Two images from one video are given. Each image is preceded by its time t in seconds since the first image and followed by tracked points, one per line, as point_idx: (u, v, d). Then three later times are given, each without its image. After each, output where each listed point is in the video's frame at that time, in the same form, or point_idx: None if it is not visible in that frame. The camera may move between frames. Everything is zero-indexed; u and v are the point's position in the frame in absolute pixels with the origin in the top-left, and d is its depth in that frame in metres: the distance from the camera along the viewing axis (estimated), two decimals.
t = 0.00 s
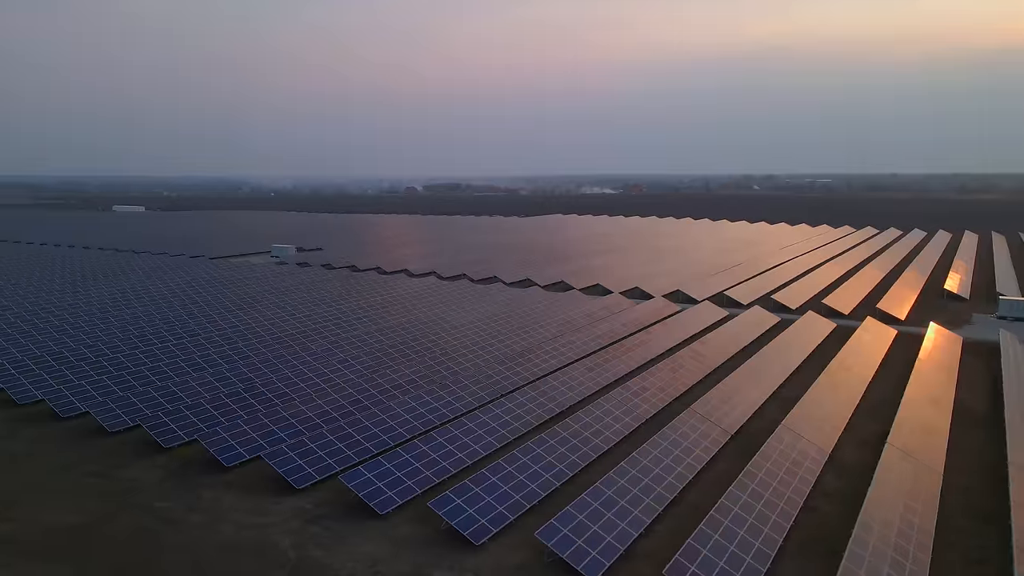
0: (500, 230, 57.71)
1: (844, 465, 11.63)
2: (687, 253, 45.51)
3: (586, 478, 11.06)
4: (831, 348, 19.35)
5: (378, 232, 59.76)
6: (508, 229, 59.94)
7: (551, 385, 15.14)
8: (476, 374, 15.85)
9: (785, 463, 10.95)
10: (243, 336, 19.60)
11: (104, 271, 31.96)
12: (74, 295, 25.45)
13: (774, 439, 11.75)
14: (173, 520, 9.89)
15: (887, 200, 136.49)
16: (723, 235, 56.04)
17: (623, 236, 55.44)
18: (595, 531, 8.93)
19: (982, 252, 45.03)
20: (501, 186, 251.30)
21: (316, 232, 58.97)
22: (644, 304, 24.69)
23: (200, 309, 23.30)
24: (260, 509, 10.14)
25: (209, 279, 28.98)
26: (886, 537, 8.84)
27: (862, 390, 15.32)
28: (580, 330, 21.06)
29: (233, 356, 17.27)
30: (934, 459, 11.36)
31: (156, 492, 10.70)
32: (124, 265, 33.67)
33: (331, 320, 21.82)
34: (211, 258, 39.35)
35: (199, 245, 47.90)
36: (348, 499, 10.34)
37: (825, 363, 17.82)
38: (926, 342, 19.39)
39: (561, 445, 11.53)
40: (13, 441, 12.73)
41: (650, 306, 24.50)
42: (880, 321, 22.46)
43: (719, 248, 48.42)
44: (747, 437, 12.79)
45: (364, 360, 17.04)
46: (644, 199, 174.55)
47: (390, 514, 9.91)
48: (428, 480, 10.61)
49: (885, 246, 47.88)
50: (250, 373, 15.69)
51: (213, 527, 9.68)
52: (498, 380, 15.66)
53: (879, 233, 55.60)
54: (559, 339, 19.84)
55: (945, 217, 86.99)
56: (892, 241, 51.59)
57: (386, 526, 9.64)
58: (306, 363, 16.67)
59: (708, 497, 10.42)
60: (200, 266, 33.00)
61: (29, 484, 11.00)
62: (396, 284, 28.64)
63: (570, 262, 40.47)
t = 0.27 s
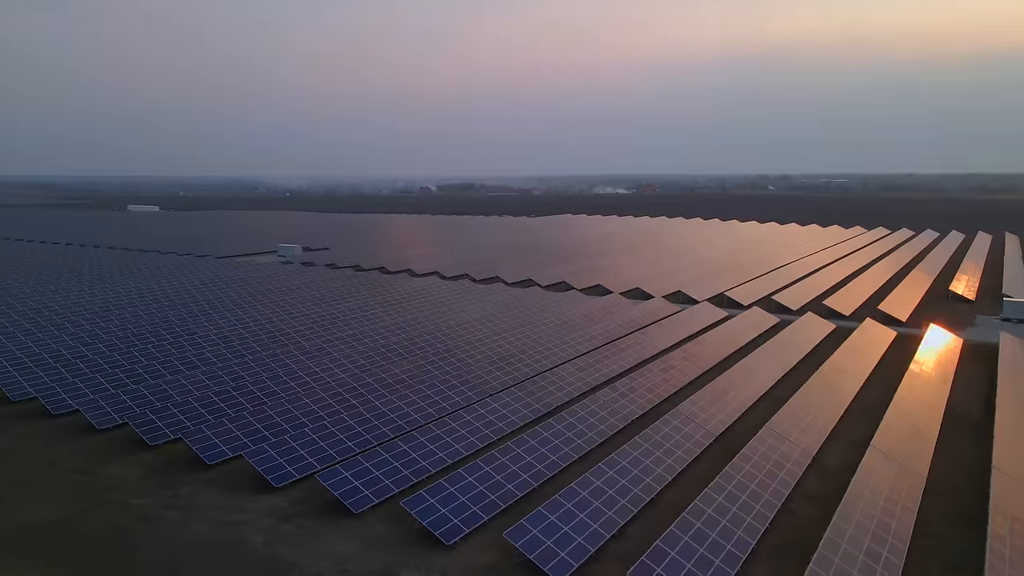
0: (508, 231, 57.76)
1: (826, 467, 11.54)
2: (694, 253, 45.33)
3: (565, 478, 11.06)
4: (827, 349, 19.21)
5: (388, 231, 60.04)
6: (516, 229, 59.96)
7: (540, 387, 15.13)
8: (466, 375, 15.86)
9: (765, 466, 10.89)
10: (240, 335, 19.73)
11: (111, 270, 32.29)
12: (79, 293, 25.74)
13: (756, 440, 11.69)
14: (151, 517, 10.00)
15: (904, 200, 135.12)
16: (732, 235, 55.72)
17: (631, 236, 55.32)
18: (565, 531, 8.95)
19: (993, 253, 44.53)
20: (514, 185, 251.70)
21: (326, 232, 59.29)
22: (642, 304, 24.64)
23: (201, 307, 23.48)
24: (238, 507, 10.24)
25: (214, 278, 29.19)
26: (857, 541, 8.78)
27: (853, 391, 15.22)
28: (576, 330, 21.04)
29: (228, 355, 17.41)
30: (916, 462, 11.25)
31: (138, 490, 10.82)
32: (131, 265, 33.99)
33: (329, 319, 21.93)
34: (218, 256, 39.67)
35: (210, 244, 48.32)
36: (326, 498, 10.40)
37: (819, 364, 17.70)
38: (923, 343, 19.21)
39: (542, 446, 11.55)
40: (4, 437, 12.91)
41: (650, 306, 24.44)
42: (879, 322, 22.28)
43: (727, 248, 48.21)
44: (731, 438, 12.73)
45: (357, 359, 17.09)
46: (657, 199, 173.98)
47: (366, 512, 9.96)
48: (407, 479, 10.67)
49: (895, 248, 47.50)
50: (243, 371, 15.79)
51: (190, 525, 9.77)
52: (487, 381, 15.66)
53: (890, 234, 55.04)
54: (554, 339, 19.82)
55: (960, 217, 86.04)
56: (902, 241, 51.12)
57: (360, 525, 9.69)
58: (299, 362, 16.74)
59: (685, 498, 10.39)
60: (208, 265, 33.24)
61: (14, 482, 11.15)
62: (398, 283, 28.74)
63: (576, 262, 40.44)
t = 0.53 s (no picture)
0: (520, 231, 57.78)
1: (813, 470, 11.42)
2: (705, 253, 45.05)
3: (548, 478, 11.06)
4: (829, 352, 19.00)
5: (401, 231, 60.26)
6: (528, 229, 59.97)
7: (532, 389, 15.12)
8: (461, 375, 15.89)
9: (750, 468, 10.81)
10: (242, 333, 19.89)
11: (123, 269, 32.69)
12: (89, 291, 26.09)
13: (742, 443, 11.59)
14: (136, 513, 10.11)
15: (926, 201, 133.35)
16: (745, 236, 55.31)
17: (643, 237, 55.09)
18: (541, 532, 8.94)
19: (1011, 255, 43.83)
20: (532, 185, 251.67)
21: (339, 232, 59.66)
22: (646, 304, 24.53)
23: (207, 305, 23.69)
24: (221, 504, 10.32)
25: (223, 276, 29.45)
26: (834, 545, 8.69)
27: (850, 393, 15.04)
28: (576, 330, 20.99)
29: (227, 354, 17.57)
30: (905, 466, 11.10)
31: (125, 486, 10.95)
32: (143, 264, 34.39)
33: (331, 318, 22.06)
34: (230, 255, 40.09)
35: (224, 244, 48.83)
36: (309, 496, 10.48)
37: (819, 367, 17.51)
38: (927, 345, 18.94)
39: (527, 448, 11.55)
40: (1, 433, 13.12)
41: (654, 307, 24.32)
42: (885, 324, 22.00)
43: (739, 249, 47.86)
44: (720, 441, 12.63)
45: (354, 358, 17.17)
46: (675, 199, 173.08)
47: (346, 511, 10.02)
48: (389, 478, 10.72)
49: (911, 249, 46.90)
50: (239, 369, 15.94)
51: (172, 521, 9.87)
52: (481, 381, 15.67)
53: (907, 235, 54.34)
54: (553, 339, 19.78)
55: (981, 218, 84.75)
56: (919, 243, 50.48)
57: (340, 523, 9.74)
58: (297, 360, 16.86)
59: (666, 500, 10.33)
60: (218, 265, 33.55)
61: (7, 475, 11.32)
62: (404, 283, 28.84)
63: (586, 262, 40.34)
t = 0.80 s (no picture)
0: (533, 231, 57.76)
1: (801, 473, 11.30)
2: (717, 254, 44.75)
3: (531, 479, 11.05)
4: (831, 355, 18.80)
5: (414, 231, 60.52)
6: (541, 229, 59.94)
7: (525, 390, 15.11)
8: (455, 375, 15.91)
9: (734, 471, 10.74)
10: (244, 332, 20.09)
11: (136, 268, 33.12)
12: (100, 289, 26.47)
13: (729, 445, 11.51)
14: (122, 508, 10.25)
15: (948, 202, 131.52)
16: (759, 236, 54.84)
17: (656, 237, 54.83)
18: (516, 532, 8.94)
19: None
20: (550, 185, 251.50)
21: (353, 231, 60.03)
22: (650, 305, 24.41)
23: (213, 303, 23.94)
24: (206, 501, 10.43)
25: (231, 274, 29.75)
26: (811, 550, 8.60)
27: (846, 396, 14.87)
28: (577, 330, 20.95)
29: (227, 352, 17.74)
30: (894, 470, 10.95)
31: (115, 482, 11.10)
32: (155, 263, 34.84)
33: (334, 316, 22.21)
34: (243, 254, 40.51)
35: (239, 243, 49.32)
36: (292, 494, 10.56)
37: (818, 369, 17.35)
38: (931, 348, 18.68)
39: (512, 448, 11.55)
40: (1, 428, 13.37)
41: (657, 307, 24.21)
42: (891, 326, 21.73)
43: (752, 249, 47.47)
44: (709, 443, 12.55)
45: (352, 357, 17.26)
46: (693, 199, 172.07)
47: (327, 509, 10.09)
48: (372, 477, 10.77)
49: (927, 250, 46.25)
50: (237, 367, 16.09)
51: (157, 517, 9.99)
52: (475, 379, 15.69)
53: (924, 237, 53.61)
54: (552, 339, 19.77)
55: (1004, 219, 83.36)
56: (936, 244, 49.78)
57: (320, 521, 9.80)
58: (294, 359, 16.99)
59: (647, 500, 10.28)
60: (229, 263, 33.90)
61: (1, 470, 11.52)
62: (410, 282, 28.96)
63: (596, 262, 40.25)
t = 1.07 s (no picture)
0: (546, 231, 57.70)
1: (786, 476, 11.19)
2: (729, 254, 44.42)
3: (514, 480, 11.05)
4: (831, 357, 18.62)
5: (427, 231, 60.66)
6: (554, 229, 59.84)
7: (517, 389, 15.10)
8: (449, 374, 15.94)
9: (717, 474, 10.65)
10: (245, 330, 20.27)
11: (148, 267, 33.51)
12: (109, 287, 26.81)
13: (714, 447, 11.42)
14: (107, 504, 10.38)
15: (971, 202, 129.60)
16: (772, 236, 54.40)
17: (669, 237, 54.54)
18: (489, 532, 8.93)
19: None
20: (568, 184, 251.24)
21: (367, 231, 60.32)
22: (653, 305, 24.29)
23: (218, 302, 24.18)
24: (190, 498, 10.53)
25: (239, 274, 30.03)
26: (785, 554, 8.51)
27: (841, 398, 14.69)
28: (576, 330, 20.89)
29: (226, 350, 17.91)
30: (880, 473, 10.80)
31: (103, 478, 11.25)
32: (167, 262, 35.23)
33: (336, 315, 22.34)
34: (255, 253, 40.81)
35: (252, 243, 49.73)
36: (275, 492, 10.64)
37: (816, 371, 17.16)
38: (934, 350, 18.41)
39: (495, 448, 11.55)
40: None
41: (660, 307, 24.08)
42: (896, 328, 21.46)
43: (765, 249, 47.06)
44: (697, 445, 12.47)
45: (348, 356, 17.34)
46: (711, 199, 170.96)
47: (307, 507, 10.16)
48: (354, 475, 10.83)
49: (944, 251, 45.62)
50: (234, 366, 16.24)
51: (140, 513, 10.11)
52: (469, 377, 15.70)
53: (941, 237, 52.86)
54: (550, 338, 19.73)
55: None
56: (953, 245, 49.05)
57: (299, 519, 9.86)
58: (291, 357, 17.11)
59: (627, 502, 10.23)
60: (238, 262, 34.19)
61: None
62: (415, 281, 29.06)
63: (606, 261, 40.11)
